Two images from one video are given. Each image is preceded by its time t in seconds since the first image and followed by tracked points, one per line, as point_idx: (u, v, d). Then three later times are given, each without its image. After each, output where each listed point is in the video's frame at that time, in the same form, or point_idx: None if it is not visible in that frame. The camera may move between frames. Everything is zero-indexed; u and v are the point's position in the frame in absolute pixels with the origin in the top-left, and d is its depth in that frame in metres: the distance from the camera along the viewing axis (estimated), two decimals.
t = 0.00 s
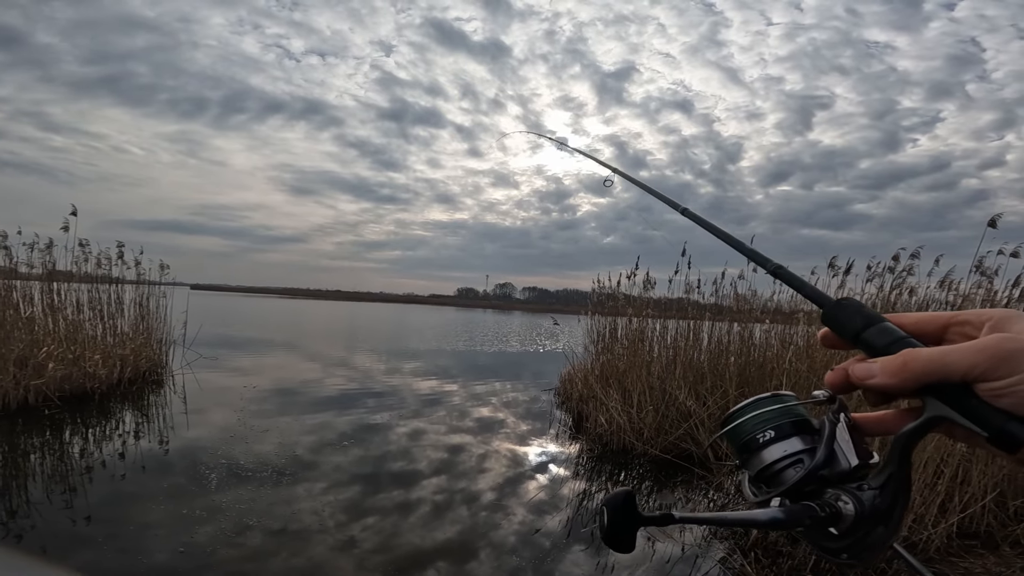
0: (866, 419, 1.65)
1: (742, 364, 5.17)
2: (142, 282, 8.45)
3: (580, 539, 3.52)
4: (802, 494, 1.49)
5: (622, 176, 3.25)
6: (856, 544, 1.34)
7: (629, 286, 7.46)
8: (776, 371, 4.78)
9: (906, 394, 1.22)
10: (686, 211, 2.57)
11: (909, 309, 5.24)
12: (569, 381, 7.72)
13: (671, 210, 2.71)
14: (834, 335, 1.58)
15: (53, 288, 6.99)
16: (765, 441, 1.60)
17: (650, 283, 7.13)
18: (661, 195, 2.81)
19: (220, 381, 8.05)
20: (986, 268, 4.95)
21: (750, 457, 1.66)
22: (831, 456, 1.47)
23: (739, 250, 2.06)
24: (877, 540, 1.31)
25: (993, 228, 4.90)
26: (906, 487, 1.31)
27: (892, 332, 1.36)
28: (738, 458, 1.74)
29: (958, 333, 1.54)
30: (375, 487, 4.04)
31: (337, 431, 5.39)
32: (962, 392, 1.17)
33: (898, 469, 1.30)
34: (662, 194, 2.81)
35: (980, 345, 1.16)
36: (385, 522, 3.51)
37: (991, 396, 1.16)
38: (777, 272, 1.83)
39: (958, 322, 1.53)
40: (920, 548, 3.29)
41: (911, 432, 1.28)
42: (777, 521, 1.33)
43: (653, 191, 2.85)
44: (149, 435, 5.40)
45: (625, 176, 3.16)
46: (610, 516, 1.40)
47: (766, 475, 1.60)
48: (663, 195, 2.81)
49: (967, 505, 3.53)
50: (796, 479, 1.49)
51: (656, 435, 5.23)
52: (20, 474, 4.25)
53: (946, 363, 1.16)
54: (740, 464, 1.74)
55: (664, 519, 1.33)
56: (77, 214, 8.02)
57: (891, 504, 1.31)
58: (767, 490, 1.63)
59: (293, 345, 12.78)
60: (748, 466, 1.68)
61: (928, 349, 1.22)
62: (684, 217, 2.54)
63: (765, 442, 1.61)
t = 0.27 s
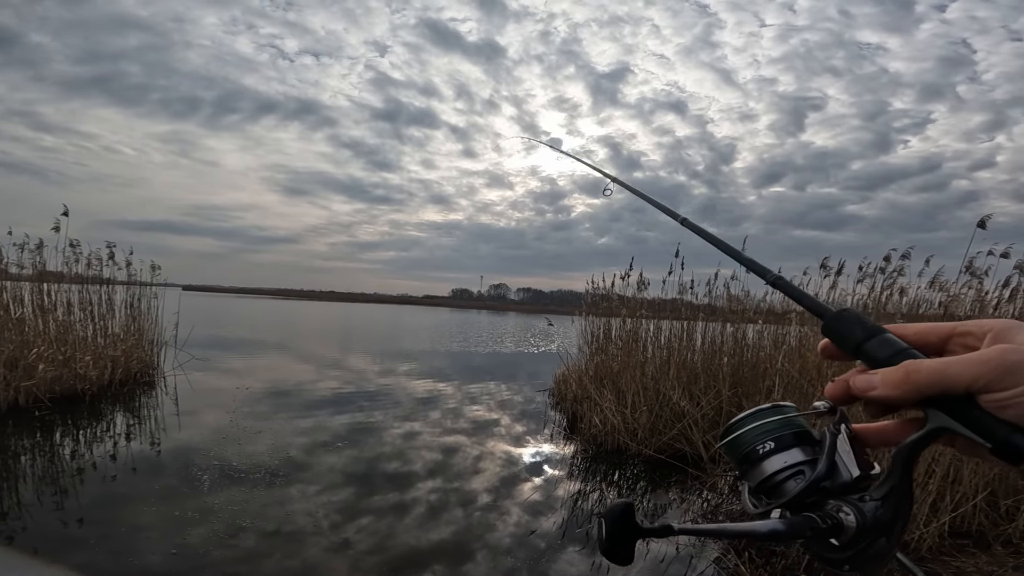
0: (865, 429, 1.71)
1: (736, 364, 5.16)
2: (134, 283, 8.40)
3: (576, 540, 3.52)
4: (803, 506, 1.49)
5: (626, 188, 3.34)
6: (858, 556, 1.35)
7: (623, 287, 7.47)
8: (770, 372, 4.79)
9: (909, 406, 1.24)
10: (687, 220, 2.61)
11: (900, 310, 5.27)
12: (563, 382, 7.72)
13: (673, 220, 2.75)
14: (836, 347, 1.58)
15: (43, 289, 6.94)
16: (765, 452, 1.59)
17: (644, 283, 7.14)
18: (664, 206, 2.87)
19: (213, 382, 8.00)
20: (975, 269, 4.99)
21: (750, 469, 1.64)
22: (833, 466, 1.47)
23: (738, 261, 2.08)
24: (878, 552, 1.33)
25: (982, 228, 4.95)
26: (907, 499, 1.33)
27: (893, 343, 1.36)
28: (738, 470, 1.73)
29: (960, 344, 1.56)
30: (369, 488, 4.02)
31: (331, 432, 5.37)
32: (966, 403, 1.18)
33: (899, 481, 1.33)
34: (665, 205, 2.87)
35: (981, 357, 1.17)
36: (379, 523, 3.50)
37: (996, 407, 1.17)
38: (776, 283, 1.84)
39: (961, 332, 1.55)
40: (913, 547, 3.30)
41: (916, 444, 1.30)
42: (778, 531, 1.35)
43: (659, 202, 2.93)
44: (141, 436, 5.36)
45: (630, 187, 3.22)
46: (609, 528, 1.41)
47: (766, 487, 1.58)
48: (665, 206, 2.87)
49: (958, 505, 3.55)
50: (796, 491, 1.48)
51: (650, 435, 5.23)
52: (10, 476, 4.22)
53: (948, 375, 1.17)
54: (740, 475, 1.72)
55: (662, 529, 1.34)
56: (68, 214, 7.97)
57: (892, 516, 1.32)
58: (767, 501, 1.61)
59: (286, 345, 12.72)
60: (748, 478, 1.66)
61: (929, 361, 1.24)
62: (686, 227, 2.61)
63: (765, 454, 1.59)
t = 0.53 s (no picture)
0: (877, 417, 1.72)
1: (727, 364, 5.16)
2: (121, 284, 8.31)
3: (569, 540, 3.53)
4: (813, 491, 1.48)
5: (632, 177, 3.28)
6: (867, 540, 1.35)
7: (615, 288, 7.49)
8: (759, 371, 4.77)
9: (918, 389, 1.26)
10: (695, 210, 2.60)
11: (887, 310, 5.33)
12: (555, 383, 7.73)
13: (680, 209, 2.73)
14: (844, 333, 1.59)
15: (29, 290, 6.86)
16: (776, 437, 1.61)
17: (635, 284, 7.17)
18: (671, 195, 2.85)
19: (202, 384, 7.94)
20: (961, 270, 5.05)
21: (762, 455, 1.67)
22: (844, 451, 1.46)
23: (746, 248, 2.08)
24: (889, 536, 1.32)
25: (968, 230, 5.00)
26: (917, 481, 1.33)
27: (904, 329, 1.38)
28: (750, 456, 1.75)
29: (968, 329, 1.59)
30: (361, 490, 4.01)
31: (322, 434, 5.34)
32: (972, 387, 1.18)
33: (909, 465, 1.33)
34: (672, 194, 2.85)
35: (989, 341, 1.18)
36: (372, 525, 3.49)
37: (1003, 390, 1.17)
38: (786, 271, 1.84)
39: (969, 318, 1.58)
40: (902, 546, 3.33)
41: (924, 428, 1.31)
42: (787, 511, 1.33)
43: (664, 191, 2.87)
44: (129, 438, 5.31)
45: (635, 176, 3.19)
46: (622, 511, 1.42)
47: (777, 472, 1.61)
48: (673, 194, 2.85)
49: (947, 503, 3.57)
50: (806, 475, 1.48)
51: (642, 436, 5.25)
52: None
53: (956, 358, 1.19)
54: (752, 461, 1.75)
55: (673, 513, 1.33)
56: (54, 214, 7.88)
57: (902, 499, 1.31)
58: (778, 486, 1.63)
59: (277, 347, 12.65)
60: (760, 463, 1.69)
61: (938, 346, 1.26)
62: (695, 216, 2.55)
63: (776, 439, 1.61)
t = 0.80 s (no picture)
0: (887, 409, 1.71)
1: (714, 364, 5.20)
2: (104, 285, 8.20)
3: (560, 540, 3.53)
4: (821, 482, 1.48)
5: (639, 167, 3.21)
6: (875, 532, 1.35)
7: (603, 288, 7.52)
8: (746, 370, 4.79)
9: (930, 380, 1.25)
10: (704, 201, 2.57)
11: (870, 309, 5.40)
12: (545, 383, 7.75)
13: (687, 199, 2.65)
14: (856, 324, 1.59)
15: (10, 291, 6.75)
16: (784, 429, 1.58)
17: (624, 284, 7.20)
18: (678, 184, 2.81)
19: (188, 386, 7.86)
20: (943, 269, 5.13)
21: (768, 446, 1.65)
22: (853, 443, 1.45)
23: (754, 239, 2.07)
24: (896, 529, 1.32)
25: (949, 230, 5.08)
26: (928, 474, 1.31)
27: (913, 321, 1.37)
28: (756, 446, 1.73)
29: (981, 321, 1.60)
30: (351, 491, 3.99)
31: (311, 436, 5.31)
32: (982, 378, 1.19)
33: (920, 456, 1.31)
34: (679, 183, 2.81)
35: (998, 332, 1.19)
36: (362, 526, 3.47)
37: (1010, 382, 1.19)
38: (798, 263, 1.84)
39: (981, 310, 1.60)
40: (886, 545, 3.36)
41: (933, 419, 1.29)
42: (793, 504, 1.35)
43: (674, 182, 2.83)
44: (113, 441, 5.24)
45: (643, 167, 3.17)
46: (629, 501, 1.41)
47: (784, 463, 1.59)
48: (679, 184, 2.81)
49: (931, 501, 3.61)
50: (815, 467, 1.48)
51: (631, 436, 5.26)
52: None
53: (968, 350, 1.19)
54: (758, 452, 1.73)
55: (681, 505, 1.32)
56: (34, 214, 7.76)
57: (912, 491, 1.30)
58: (786, 478, 1.61)
59: (265, 349, 12.56)
60: (766, 454, 1.67)
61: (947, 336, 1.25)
62: (705, 208, 2.49)
63: (784, 431, 1.59)
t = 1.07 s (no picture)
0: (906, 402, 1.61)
1: (702, 363, 5.23)
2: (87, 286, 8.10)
3: (550, 540, 3.53)
4: (840, 476, 1.45)
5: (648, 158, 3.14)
6: (895, 527, 1.31)
7: (592, 288, 7.55)
8: (733, 370, 4.83)
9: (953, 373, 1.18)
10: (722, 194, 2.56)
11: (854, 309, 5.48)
12: (533, 383, 7.76)
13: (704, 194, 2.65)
14: (878, 317, 1.57)
15: None
16: (803, 421, 1.59)
17: (613, 285, 7.23)
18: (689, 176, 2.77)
19: (173, 388, 7.78)
20: (924, 269, 5.21)
21: (788, 439, 1.66)
22: (873, 436, 1.42)
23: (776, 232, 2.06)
24: (917, 523, 1.29)
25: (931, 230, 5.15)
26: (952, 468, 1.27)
27: (938, 313, 1.34)
28: (776, 440, 1.74)
29: (1004, 314, 1.56)
30: (340, 493, 3.96)
31: (299, 438, 5.27)
32: (1008, 370, 1.12)
33: (942, 450, 1.26)
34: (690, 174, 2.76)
35: None
36: (352, 528, 3.45)
37: None
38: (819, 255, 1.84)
39: (1005, 303, 1.55)
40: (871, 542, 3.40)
41: (956, 413, 1.24)
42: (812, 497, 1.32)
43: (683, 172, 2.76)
44: (96, 445, 5.16)
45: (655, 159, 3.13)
46: (646, 492, 1.41)
47: (804, 456, 1.60)
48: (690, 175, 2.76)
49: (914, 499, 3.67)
50: (834, 460, 1.45)
51: (620, 435, 5.28)
52: None
53: (992, 342, 1.12)
54: (778, 446, 1.74)
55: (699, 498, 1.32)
56: (14, 215, 7.64)
57: (934, 485, 1.26)
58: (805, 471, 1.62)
59: (251, 351, 12.47)
60: (786, 448, 1.67)
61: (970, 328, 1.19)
62: (723, 202, 2.48)
63: (804, 423, 1.60)
